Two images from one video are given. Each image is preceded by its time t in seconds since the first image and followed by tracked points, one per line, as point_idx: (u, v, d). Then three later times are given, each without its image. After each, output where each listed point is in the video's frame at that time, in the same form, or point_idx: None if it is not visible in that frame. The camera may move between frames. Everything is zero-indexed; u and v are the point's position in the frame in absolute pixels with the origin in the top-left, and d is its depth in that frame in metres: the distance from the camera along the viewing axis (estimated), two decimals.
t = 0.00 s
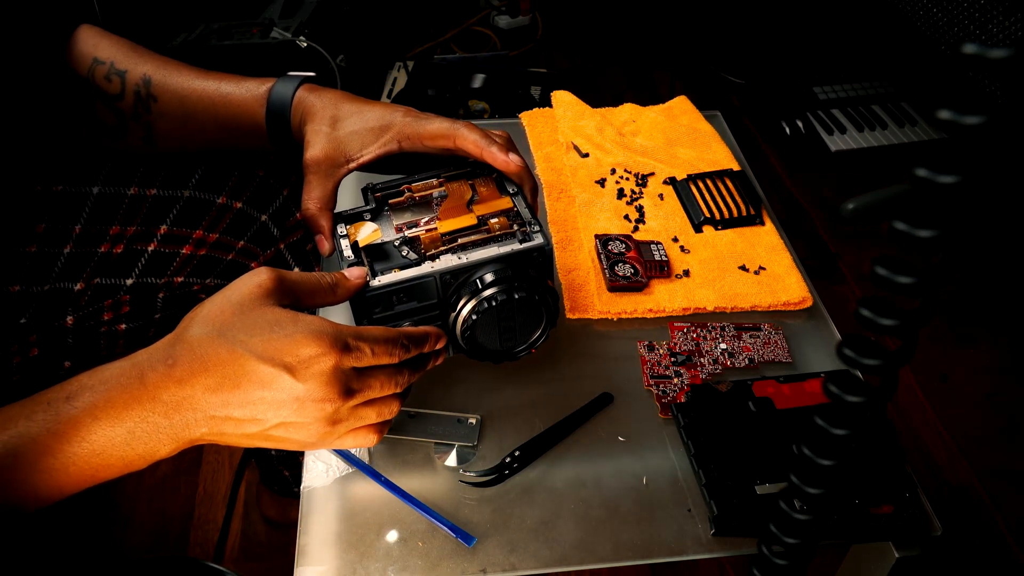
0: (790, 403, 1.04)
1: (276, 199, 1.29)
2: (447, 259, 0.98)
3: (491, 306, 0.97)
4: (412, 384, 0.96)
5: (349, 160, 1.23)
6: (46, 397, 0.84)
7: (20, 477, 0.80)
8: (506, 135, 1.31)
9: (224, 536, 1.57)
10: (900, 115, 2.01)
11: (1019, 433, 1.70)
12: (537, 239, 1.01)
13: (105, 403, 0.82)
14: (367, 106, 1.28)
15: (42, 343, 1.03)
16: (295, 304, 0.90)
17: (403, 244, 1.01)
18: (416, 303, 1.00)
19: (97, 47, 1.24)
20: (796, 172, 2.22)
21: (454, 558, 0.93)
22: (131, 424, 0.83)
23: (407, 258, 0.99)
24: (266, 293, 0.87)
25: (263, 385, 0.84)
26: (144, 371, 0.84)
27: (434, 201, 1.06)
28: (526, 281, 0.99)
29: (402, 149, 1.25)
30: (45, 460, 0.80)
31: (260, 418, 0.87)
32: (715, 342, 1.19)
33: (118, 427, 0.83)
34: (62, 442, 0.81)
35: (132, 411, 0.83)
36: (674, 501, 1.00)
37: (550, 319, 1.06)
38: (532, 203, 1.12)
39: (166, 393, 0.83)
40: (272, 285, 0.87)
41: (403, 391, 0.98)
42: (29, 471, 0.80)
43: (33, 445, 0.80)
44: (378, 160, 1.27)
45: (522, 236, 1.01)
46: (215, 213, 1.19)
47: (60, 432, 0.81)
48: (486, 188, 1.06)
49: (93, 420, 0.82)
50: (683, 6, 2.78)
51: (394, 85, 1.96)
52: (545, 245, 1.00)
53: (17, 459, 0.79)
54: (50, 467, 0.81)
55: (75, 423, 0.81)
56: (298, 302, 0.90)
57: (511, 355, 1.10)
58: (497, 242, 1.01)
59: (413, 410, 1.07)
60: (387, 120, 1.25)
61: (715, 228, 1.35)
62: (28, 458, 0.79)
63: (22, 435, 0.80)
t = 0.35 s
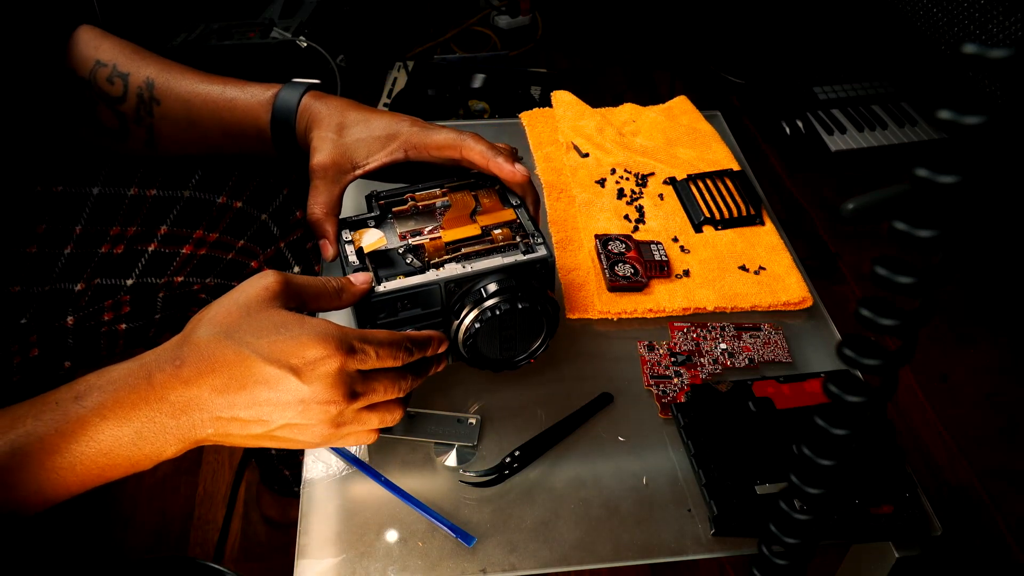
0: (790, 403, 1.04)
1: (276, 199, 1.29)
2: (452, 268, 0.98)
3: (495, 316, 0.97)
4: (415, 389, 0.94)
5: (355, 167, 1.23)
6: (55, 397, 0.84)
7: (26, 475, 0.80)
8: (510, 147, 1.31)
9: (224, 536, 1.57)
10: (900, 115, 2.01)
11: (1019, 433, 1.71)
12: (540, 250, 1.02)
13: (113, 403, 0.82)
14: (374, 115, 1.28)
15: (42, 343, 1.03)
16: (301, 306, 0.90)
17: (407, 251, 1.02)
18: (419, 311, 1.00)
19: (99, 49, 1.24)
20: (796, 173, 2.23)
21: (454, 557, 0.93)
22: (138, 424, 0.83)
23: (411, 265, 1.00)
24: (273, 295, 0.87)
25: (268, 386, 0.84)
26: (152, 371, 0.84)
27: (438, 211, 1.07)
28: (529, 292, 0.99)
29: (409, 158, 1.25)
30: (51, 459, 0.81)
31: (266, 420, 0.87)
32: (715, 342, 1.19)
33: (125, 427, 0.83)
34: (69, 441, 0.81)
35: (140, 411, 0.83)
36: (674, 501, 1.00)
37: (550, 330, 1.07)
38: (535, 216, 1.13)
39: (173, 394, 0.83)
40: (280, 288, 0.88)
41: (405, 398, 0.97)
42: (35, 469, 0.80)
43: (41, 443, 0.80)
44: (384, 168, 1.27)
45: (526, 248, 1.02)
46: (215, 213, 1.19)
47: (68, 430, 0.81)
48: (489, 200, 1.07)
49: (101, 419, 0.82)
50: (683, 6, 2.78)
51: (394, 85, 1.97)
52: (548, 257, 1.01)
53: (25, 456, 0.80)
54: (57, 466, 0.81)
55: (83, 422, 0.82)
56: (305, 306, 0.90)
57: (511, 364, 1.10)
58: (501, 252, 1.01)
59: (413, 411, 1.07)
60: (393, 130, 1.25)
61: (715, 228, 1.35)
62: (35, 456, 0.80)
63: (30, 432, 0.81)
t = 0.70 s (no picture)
0: (790, 402, 1.04)
1: (275, 199, 1.22)
2: (454, 269, 0.99)
3: (496, 318, 0.97)
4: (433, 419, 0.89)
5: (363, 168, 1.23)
6: (52, 419, 0.82)
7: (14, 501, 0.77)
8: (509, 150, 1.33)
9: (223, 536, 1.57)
10: (900, 115, 2.01)
11: (1019, 433, 1.71)
12: (542, 254, 1.02)
13: (111, 427, 0.80)
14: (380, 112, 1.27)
15: (42, 344, 1.06)
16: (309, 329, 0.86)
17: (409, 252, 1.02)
18: (420, 311, 0.99)
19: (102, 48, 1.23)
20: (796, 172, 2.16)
21: (454, 557, 0.93)
22: (134, 450, 0.80)
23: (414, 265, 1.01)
24: (280, 319, 0.84)
25: (267, 416, 0.79)
26: (152, 397, 0.81)
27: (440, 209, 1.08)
28: (530, 295, 1.00)
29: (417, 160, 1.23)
30: (44, 483, 0.78)
31: (268, 450, 0.82)
32: (715, 341, 1.19)
33: (120, 453, 0.80)
34: (63, 466, 0.78)
35: (136, 437, 0.80)
36: (673, 500, 1.00)
37: (549, 333, 1.07)
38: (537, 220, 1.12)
39: (171, 420, 0.80)
40: (287, 311, 0.85)
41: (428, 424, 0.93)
42: (25, 495, 0.77)
43: (34, 467, 0.78)
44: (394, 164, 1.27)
45: (528, 252, 1.03)
46: (212, 215, 1.15)
47: (62, 455, 0.79)
48: (493, 204, 1.08)
49: (98, 444, 0.79)
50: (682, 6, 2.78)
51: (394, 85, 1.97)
52: (550, 261, 1.01)
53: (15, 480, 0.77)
54: (51, 490, 0.79)
55: (79, 447, 0.79)
56: (313, 328, 0.86)
57: (509, 367, 1.10)
58: (502, 255, 1.02)
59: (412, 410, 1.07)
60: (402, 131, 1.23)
61: (714, 227, 1.35)
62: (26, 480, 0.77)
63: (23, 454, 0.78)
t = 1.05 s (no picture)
0: (790, 402, 1.04)
1: (281, 205, 1.23)
2: (454, 269, 0.99)
3: (496, 318, 0.98)
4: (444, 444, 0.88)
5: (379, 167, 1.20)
6: (56, 447, 0.80)
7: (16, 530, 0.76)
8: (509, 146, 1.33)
9: (224, 537, 1.57)
10: (900, 115, 2.01)
11: (1019, 433, 1.71)
12: (543, 255, 1.02)
13: (117, 456, 0.79)
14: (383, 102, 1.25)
15: (44, 349, 1.07)
16: (321, 361, 0.84)
17: (409, 251, 1.02)
18: (421, 311, 0.99)
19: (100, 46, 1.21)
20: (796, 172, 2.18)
21: (454, 557, 0.93)
22: (141, 481, 0.79)
23: (414, 264, 1.01)
24: (292, 349, 0.82)
25: (275, 450, 0.78)
26: (159, 426, 0.80)
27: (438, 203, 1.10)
28: (530, 295, 1.00)
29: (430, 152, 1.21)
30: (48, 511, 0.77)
31: (277, 484, 0.82)
32: (710, 341, 1.18)
33: (127, 483, 0.79)
34: (66, 496, 0.77)
35: (143, 467, 0.79)
36: (673, 501, 1.00)
37: (550, 333, 1.07)
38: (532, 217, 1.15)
39: (179, 451, 0.79)
40: (299, 342, 0.83)
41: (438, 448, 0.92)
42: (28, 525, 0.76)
43: (38, 497, 0.76)
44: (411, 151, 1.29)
45: (529, 252, 1.02)
46: (216, 222, 1.15)
47: (67, 484, 0.77)
48: (493, 204, 1.08)
49: (104, 473, 0.78)
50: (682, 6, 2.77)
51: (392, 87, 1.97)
52: (551, 262, 1.01)
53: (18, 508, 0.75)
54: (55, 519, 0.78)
55: (85, 476, 0.78)
56: (325, 359, 0.85)
57: (509, 367, 1.09)
58: (502, 256, 1.02)
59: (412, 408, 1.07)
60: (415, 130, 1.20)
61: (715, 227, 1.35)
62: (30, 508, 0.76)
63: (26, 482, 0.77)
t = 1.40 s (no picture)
0: (789, 401, 1.03)
1: (281, 206, 1.23)
2: (454, 268, 0.99)
3: (496, 318, 0.98)
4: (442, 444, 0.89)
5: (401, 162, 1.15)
6: (53, 449, 0.80)
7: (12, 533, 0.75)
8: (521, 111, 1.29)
9: (223, 537, 1.57)
10: (900, 115, 2.01)
11: (1019, 432, 1.71)
12: (543, 255, 1.02)
13: (116, 461, 0.78)
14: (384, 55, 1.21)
15: (43, 348, 1.06)
16: (320, 364, 0.84)
17: (408, 251, 1.02)
18: (421, 311, 0.99)
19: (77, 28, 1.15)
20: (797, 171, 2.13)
21: (453, 557, 0.93)
22: (139, 486, 0.79)
23: (413, 264, 1.01)
24: (291, 352, 0.82)
25: (274, 455, 0.78)
26: (157, 430, 0.80)
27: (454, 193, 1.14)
28: (530, 295, 1.00)
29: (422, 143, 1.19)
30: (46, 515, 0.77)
31: (276, 489, 0.82)
32: (706, 298, 1.21)
33: (126, 487, 0.79)
34: (64, 501, 0.77)
35: (141, 471, 0.79)
36: (673, 500, 1.00)
37: (550, 333, 1.07)
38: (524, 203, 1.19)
39: (178, 455, 0.79)
40: (298, 345, 0.83)
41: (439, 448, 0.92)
42: (25, 530, 0.76)
43: (35, 502, 0.76)
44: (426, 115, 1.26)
45: (529, 253, 1.02)
46: (216, 222, 1.15)
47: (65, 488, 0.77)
48: (492, 204, 1.08)
49: (102, 477, 0.78)
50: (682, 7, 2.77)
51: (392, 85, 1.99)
52: (550, 262, 1.01)
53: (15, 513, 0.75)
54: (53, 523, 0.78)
55: (82, 480, 0.78)
56: (325, 362, 0.85)
57: (509, 367, 1.09)
58: (502, 255, 1.02)
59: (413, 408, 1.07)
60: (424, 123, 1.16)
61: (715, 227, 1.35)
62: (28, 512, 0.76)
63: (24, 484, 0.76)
